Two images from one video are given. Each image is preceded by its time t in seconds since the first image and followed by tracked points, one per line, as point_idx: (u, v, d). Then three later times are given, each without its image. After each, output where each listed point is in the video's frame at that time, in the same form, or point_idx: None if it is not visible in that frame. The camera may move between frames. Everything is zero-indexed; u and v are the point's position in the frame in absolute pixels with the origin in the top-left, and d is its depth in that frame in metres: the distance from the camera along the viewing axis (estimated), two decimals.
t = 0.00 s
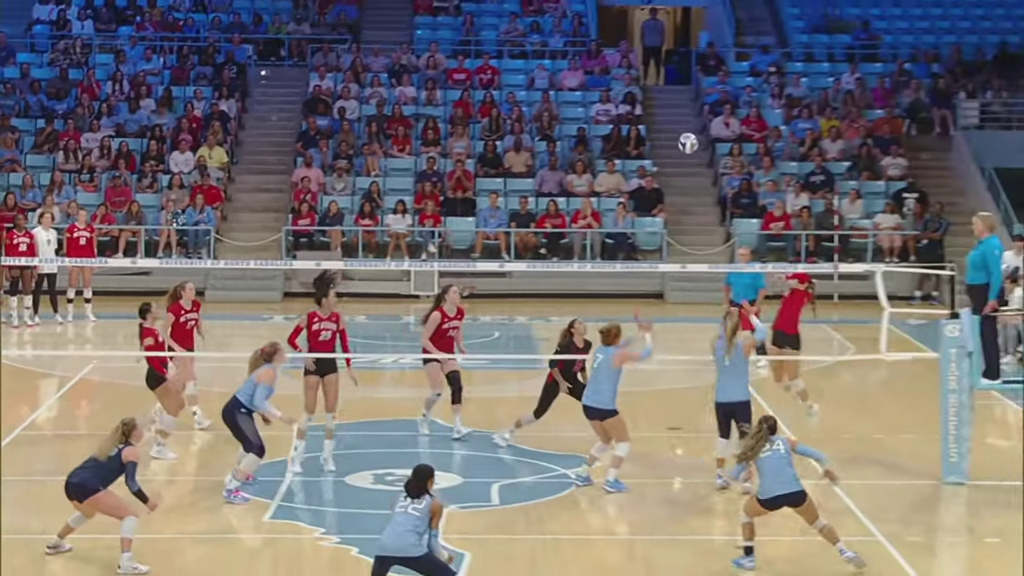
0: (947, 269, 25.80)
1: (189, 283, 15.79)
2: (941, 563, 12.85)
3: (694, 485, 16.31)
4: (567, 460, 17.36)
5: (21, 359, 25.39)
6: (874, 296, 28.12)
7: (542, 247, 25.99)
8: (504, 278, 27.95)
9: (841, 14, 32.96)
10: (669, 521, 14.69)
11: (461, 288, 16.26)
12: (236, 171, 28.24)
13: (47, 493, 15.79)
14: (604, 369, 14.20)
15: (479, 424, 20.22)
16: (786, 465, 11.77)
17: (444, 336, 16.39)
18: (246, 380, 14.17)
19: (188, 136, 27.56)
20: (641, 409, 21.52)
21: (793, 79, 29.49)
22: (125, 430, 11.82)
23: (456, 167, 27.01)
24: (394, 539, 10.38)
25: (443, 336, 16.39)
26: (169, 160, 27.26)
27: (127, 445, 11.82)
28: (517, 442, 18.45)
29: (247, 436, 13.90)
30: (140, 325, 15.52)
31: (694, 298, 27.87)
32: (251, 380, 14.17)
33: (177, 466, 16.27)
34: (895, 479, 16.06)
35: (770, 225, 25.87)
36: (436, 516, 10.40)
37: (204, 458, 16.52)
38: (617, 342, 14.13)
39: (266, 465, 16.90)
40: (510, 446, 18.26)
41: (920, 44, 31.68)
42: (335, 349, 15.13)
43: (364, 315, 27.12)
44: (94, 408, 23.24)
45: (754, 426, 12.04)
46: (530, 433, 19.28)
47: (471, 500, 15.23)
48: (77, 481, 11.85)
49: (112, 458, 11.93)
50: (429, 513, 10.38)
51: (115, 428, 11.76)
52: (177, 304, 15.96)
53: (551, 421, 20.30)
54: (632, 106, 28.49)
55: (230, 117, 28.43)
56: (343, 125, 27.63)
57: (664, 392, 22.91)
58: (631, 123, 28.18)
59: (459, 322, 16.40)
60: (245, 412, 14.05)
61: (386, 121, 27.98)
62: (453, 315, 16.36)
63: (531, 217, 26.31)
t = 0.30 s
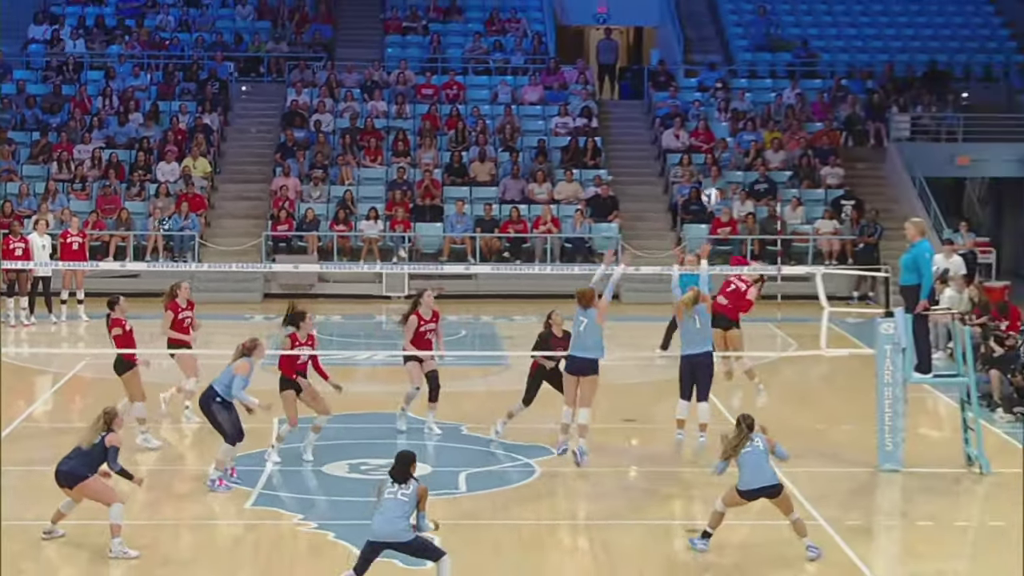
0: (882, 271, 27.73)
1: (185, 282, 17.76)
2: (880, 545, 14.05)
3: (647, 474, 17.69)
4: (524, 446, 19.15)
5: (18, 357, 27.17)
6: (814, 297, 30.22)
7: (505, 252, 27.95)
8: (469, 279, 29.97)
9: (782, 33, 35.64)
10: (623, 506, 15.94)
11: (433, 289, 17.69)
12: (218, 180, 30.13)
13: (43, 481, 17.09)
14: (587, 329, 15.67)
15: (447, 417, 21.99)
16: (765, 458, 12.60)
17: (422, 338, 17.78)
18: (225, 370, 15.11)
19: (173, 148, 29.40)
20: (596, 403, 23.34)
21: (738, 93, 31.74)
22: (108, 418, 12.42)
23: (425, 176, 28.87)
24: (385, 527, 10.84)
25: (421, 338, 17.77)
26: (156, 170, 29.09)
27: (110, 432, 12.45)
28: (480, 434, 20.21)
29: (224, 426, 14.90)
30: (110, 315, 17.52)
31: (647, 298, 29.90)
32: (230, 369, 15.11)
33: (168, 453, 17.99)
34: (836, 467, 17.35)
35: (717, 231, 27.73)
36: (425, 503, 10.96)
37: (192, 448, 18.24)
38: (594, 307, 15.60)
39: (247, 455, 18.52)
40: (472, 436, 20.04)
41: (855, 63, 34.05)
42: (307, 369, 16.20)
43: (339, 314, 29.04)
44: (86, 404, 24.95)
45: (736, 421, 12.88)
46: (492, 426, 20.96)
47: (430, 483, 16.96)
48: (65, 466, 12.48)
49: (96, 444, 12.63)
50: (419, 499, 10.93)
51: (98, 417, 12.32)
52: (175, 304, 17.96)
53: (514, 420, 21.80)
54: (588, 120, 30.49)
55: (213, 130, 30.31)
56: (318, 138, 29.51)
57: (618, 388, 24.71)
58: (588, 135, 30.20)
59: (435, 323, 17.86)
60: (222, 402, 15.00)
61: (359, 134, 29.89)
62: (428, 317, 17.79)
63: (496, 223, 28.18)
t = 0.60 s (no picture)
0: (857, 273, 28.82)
1: (193, 284, 19.10)
2: (858, 538, 14.77)
3: (631, 471, 18.51)
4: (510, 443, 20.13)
5: (25, 357, 28.25)
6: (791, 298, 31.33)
7: (493, 256, 29.04)
8: (459, 282, 31.07)
9: (759, 45, 36.84)
10: (608, 501, 16.74)
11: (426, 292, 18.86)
12: (217, 186, 31.20)
13: (48, 477, 17.97)
14: (585, 315, 16.89)
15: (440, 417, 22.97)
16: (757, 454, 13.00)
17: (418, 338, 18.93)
18: (219, 371, 15.89)
19: (173, 156, 30.46)
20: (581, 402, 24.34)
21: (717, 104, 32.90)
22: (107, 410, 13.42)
23: (415, 183, 29.92)
24: (393, 518, 11.52)
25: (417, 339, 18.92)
26: (157, 177, 30.17)
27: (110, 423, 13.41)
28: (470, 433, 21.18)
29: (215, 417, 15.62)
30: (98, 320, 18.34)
31: (632, 300, 31.01)
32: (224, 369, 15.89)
33: (171, 452, 19.00)
34: (815, 463, 18.11)
35: (697, 235, 28.78)
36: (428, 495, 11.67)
37: (194, 447, 19.26)
38: (592, 293, 16.85)
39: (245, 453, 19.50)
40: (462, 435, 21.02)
41: (829, 74, 35.22)
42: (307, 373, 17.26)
43: (334, 316, 30.11)
44: (90, 402, 25.98)
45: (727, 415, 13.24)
46: (482, 425, 21.86)
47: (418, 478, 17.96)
48: (70, 459, 13.43)
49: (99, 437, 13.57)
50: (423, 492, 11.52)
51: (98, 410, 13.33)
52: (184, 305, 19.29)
53: (503, 420, 22.68)
54: (573, 128, 31.59)
55: (211, 138, 31.41)
56: (313, 146, 30.57)
57: (603, 388, 25.68)
58: (573, 144, 31.29)
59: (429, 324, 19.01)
60: (215, 397, 15.75)
61: (352, 142, 30.97)
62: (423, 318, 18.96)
63: (484, 228, 29.21)
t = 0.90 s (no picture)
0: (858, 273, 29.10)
1: (205, 282, 19.35)
2: (859, 535, 15.04)
3: (633, 468, 18.76)
4: (512, 442, 20.45)
5: (35, 355, 28.57)
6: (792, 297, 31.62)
7: (498, 255, 29.35)
8: (463, 281, 31.40)
9: (760, 48, 37.14)
10: (610, 499, 17.01)
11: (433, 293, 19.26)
12: (224, 186, 31.54)
13: (54, 475, 18.27)
14: (597, 307, 17.34)
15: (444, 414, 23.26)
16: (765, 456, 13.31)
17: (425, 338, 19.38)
18: (224, 371, 15.88)
19: (181, 157, 30.78)
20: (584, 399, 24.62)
21: (717, 105, 33.21)
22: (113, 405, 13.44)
23: (420, 183, 30.22)
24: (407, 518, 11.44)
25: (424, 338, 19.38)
26: (165, 178, 30.51)
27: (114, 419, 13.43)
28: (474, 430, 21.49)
29: (218, 420, 15.64)
30: (99, 320, 18.89)
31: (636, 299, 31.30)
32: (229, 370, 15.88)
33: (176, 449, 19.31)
34: (815, 460, 18.38)
35: (700, 235, 29.05)
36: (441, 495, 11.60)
37: (198, 445, 19.58)
38: (604, 285, 17.29)
39: (251, 451, 19.83)
40: (465, 432, 21.34)
41: (829, 75, 35.52)
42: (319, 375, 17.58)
43: (339, 315, 30.45)
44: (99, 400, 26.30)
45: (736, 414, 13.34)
46: (485, 424, 22.14)
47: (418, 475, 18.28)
48: (78, 456, 13.47)
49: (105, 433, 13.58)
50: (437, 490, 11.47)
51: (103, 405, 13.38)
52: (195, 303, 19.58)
53: (506, 419, 22.95)
54: (575, 129, 31.91)
55: (218, 138, 31.76)
56: (319, 146, 30.89)
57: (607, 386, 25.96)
58: (575, 144, 31.62)
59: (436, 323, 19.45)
60: (219, 399, 15.76)
61: (357, 142, 31.29)
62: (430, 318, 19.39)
63: (489, 227, 29.51)
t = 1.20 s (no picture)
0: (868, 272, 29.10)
1: (221, 281, 19.39)
2: (869, 535, 15.03)
3: (644, 468, 18.76)
4: (523, 443, 20.48)
5: (46, 354, 28.59)
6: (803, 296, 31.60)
7: (508, 255, 29.37)
8: (473, 281, 31.42)
9: (770, 47, 37.09)
10: (620, 499, 17.01)
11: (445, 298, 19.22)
12: (235, 186, 31.59)
13: (64, 474, 18.30)
14: (616, 306, 17.32)
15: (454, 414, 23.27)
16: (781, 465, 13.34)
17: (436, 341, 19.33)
18: (234, 376, 15.83)
19: (192, 156, 30.82)
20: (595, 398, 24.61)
21: (728, 105, 33.20)
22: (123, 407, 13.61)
23: (431, 183, 30.23)
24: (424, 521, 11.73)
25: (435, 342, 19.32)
26: (176, 177, 30.54)
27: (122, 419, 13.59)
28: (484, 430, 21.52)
29: (224, 427, 15.65)
30: (103, 320, 19.16)
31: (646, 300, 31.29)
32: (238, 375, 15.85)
33: (186, 448, 19.35)
34: (826, 460, 18.38)
35: (711, 234, 29.05)
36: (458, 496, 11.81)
37: (208, 444, 19.62)
38: (624, 284, 17.25)
39: (263, 450, 19.88)
40: (476, 432, 21.37)
41: (841, 75, 35.52)
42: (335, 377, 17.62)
43: (350, 314, 30.46)
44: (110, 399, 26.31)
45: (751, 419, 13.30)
46: (495, 423, 22.14)
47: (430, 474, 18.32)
48: (88, 459, 13.60)
49: (114, 435, 13.73)
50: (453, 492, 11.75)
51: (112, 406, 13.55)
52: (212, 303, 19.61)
53: (517, 418, 22.94)
54: (586, 129, 31.92)
55: (229, 138, 31.81)
56: (330, 145, 30.92)
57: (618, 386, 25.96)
58: (586, 144, 31.62)
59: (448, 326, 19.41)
60: (227, 404, 15.73)
61: (367, 142, 31.32)
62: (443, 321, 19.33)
63: (500, 227, 29.51)
